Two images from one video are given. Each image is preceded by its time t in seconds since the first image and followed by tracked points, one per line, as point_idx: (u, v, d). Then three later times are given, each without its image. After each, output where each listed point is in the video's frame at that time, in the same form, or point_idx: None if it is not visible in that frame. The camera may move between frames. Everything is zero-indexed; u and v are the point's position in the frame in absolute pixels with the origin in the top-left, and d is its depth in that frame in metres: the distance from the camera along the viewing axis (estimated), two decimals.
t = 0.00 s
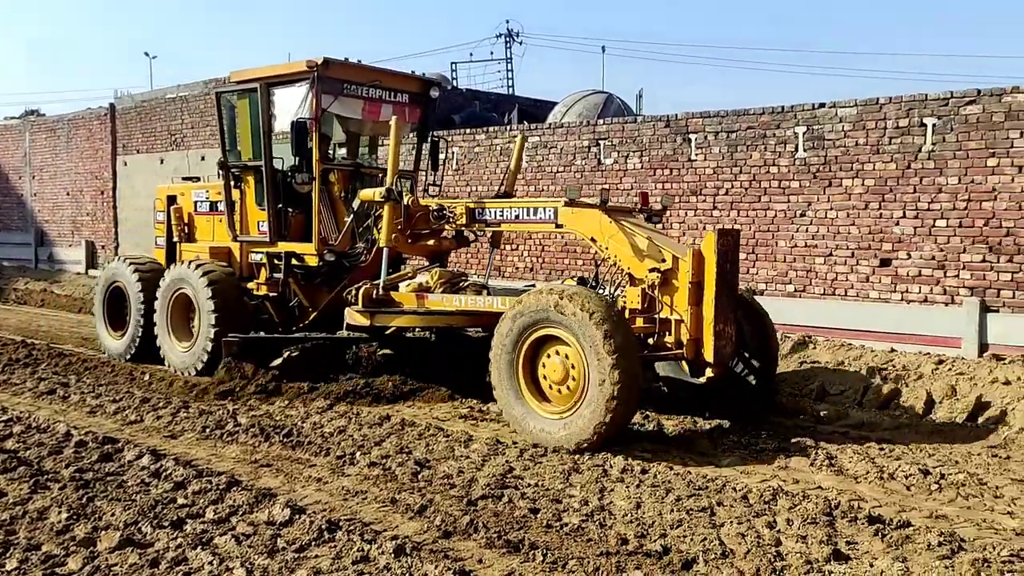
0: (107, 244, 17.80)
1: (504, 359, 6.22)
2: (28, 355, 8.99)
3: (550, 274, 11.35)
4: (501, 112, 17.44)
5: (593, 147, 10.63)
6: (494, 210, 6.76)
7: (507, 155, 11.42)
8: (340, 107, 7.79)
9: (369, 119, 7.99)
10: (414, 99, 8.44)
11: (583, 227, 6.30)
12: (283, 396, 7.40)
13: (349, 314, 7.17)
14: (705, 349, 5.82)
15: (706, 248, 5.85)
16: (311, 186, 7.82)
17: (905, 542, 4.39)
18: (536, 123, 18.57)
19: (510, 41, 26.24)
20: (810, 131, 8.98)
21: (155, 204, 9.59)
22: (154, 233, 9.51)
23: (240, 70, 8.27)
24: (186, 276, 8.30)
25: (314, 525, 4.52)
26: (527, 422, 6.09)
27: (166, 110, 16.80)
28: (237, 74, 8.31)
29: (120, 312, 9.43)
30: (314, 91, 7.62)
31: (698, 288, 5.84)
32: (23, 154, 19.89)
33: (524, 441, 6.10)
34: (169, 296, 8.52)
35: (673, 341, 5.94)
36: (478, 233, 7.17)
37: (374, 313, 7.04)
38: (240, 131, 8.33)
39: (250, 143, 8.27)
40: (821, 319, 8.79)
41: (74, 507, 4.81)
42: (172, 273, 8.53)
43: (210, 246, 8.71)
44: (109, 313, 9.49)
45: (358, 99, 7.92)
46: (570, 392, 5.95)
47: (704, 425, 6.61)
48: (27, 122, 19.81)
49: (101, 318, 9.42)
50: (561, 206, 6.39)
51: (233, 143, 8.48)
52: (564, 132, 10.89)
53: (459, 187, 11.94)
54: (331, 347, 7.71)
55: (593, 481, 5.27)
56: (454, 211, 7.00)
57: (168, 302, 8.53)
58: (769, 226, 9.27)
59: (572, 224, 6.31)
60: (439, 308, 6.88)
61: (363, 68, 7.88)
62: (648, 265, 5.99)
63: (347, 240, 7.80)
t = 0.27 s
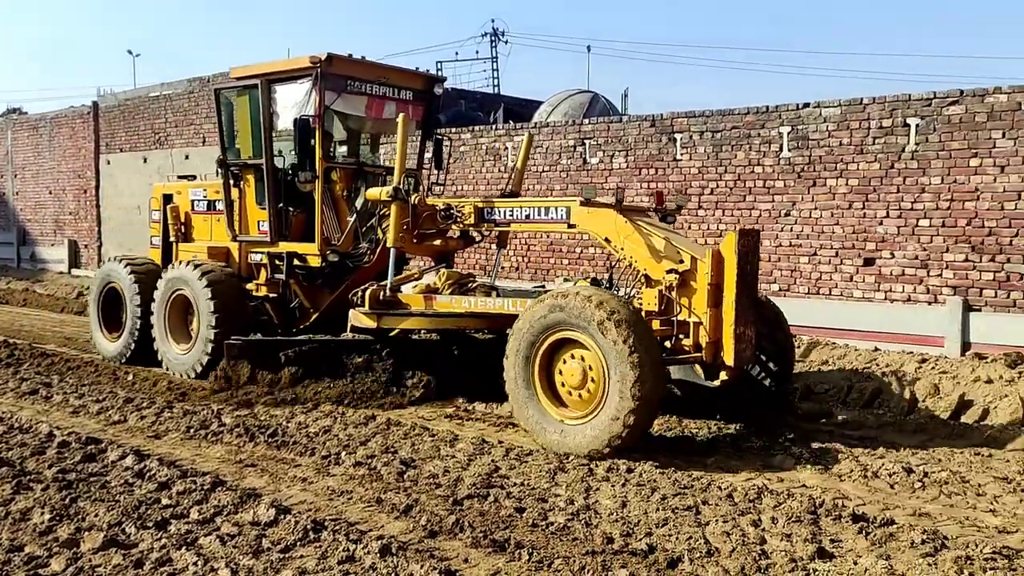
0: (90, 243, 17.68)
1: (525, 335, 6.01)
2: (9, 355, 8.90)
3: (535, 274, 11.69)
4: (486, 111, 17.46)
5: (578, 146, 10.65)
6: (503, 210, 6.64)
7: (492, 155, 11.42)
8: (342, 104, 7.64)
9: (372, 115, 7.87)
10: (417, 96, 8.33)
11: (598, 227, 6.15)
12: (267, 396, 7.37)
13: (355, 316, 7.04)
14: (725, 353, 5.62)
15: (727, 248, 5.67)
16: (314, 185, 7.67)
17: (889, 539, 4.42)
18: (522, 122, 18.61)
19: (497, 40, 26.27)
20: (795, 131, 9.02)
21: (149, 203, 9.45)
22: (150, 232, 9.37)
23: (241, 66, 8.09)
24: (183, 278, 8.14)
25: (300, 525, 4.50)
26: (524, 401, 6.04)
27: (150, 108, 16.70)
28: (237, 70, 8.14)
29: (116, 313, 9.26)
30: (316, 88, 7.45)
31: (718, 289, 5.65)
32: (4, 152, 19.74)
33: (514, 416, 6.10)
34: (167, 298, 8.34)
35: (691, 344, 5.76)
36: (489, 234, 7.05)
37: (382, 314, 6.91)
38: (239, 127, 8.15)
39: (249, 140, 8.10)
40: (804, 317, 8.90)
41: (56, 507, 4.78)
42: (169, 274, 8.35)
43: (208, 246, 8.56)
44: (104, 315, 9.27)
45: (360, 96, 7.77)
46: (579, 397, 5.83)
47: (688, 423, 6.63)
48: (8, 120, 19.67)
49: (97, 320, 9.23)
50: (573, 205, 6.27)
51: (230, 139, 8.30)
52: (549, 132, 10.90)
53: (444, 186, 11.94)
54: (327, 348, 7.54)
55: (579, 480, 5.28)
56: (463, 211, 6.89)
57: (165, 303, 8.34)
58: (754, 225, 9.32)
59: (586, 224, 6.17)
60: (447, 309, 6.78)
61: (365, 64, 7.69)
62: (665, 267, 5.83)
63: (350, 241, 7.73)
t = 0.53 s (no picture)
0: (79, 242, 17.61)
1: (563, 319, 5.81)
2: None
3: (526, 272, 12.00)
4: (476, 109, 17.48)
5: (569, 145, 10.67)
6: (519, 208, 6.53)
7: (483, 153, 11.43)
8: (352, 99, 7.52)
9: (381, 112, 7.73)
10: (427, 92, 8.17)
11: (618, 225, 6.08)
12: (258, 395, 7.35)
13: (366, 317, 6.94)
14: (750, 353, 5.51)
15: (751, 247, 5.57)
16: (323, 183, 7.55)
17: (878, 536, 4.45)
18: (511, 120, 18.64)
19: (487, 39, 26.30)
20: (785, 129, 9.06)
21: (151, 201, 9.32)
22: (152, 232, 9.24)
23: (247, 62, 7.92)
24: (189, 278, 8.01)
25: (290, 524, 4.50)
26: (537, 375, 5.96)
27: (138, 106, 16.65)
28: (243, 65, 7.93)
29: (119, 315, 9.07)
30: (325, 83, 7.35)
31: (743, 288, 5.56)
32: None
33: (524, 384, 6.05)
34: (170, 300, 8.21)
35: (715, 345, 5.66)
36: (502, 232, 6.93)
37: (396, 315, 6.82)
38: (245, 124, 8.04)
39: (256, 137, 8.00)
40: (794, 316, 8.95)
41: (46, 507, 4.76)
42: (173, 276, 8.24)
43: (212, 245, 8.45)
44: (106, 317, 9.07)
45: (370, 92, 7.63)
46: (593, 397, 5.77)
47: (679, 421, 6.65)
48: None
49: (99, 321, 9.03)
50: (591, 203, 6.17)
51: (237, 137, 8.21)
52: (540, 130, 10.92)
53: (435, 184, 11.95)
54: (327, 350, 7.67)
55: (570, 478, 5.29)
56: (476, 210, 6.78)
57: (169, 306, 8.22)
58: (744, 223, 9.35)
59: (606, 222, 6.08)
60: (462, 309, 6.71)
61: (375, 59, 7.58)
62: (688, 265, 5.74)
63: (357, 241, 7.64)
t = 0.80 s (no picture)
0: (73, 241, 17.58)
1: (619, 314, 5.55)
2: None
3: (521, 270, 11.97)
4: (471, 108, 17.48)
5: (564, 143, 10.68)
6: (538, 205, 6.41)
7: (478, 151, 11.43)
8: (366, 95, 7.33)
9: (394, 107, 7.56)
10: (440, 88, 7.99)
11: (645, 223, 5.93)
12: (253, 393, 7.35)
13: (384, 316, 6.85)
14: (782, 353, 5.41)
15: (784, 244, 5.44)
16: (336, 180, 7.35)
17: (873, 533, 4.46)
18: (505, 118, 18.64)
19: (481, 37, 26.29)
20: (779, 127, 9.07)
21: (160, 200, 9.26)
22: (160, 231, 9.19)
23: (257, 57, 7.75)
24: (200, 278, 7.80)
25: (286, 522, 4.50)
26: (572, 352, 5.80)
27: (132, 105, 16.62)
28: (254, 61, 7.77)
29: (127, 315, 9.00)
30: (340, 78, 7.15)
31: (775, 288, 5.46)
32: None
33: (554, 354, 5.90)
34: (182, 299, 8.03)
35: (746, 345, 5.55)
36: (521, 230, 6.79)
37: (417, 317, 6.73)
38: (256, 121, 7.86)
39: (266, 134, 7.82)
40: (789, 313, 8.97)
41: (41, 506, 4.76)
42: (186, 274, 8.01)
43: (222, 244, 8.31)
44: (113, 317, 9.01)
45: (384, 88, 7.46)
46: (617, 393, 5.68)
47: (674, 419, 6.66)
48: None
49: (106, 321, 8.95)
50: (614, 200, 6.03)
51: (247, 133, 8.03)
52: (534, 128, 10.92)
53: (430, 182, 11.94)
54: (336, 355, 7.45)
55: (565, 476, 5.30)
56: (496, 206, 6.65)
57: (180, 305, 8.03)
58: (739, 222, 9.37)
59: (632, 220, 5.93)
60: (483, 308, 6.66)
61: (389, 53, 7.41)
62: (718, 264, 5.61)
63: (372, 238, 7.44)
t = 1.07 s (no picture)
0: (71, 240, 17.57)
1: (687, 324, 5.26)
2: None
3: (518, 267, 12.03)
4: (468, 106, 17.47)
5: (562, 141, 10.68)
6: (563, 203, 6.22)
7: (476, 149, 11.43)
8: (384, 90, 7.20)
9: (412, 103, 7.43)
10: (459, 83, 7.84)
11: (676, 221, 5.74)
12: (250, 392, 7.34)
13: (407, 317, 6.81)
14: (820, 354, 5.24)
15: (823, 242, 5.25)
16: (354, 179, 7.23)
17: (870, 530, 4.47)
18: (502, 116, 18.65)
19: (478, 35, 26.26)
20: (778, 124, 9.07)
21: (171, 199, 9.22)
22: (172, 230, 9.15)
23: (270, 53, 7.61)
24: (215, 278, 7.74)
25: (284, 520, 4.50)
26: (620, 334, 5.56)
27: (130, 104, 16.62)
28: (267, 56, 7.63)
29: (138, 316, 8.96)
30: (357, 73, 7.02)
31: (814, 288, 5.28)
32: None
33: (599, 326, 5.66)
34: (197, 298, 7.96)
35: (782, 347, 5.39)
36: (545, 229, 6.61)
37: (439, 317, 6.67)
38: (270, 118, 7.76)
39: (280, 131, 7.71)
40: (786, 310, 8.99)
41: (39, 505, 4.76)
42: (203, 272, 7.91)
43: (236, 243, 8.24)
44: (125, 317, 8.97)
45: (402, 84, 7.30)
46: (648, 387, 5.53)
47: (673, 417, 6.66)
48: None
49: (117, 322, 8.91)
50: (644, 198, 5.85)
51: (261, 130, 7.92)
52: (533, 126, 10.91)
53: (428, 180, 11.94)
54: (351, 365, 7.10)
55: (564, 474, 5.30)
56: (519, 204, 6.45)
57: (195, 305, 7.97)
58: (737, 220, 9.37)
59: (662, 218, 5.76)
60: (507, 307, 6.53)
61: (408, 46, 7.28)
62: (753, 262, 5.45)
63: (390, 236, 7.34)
